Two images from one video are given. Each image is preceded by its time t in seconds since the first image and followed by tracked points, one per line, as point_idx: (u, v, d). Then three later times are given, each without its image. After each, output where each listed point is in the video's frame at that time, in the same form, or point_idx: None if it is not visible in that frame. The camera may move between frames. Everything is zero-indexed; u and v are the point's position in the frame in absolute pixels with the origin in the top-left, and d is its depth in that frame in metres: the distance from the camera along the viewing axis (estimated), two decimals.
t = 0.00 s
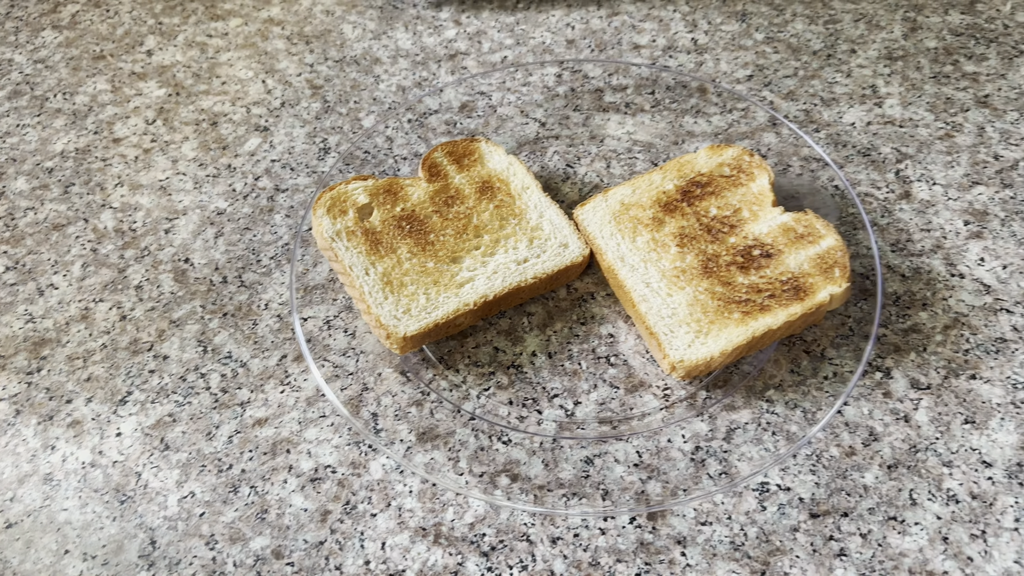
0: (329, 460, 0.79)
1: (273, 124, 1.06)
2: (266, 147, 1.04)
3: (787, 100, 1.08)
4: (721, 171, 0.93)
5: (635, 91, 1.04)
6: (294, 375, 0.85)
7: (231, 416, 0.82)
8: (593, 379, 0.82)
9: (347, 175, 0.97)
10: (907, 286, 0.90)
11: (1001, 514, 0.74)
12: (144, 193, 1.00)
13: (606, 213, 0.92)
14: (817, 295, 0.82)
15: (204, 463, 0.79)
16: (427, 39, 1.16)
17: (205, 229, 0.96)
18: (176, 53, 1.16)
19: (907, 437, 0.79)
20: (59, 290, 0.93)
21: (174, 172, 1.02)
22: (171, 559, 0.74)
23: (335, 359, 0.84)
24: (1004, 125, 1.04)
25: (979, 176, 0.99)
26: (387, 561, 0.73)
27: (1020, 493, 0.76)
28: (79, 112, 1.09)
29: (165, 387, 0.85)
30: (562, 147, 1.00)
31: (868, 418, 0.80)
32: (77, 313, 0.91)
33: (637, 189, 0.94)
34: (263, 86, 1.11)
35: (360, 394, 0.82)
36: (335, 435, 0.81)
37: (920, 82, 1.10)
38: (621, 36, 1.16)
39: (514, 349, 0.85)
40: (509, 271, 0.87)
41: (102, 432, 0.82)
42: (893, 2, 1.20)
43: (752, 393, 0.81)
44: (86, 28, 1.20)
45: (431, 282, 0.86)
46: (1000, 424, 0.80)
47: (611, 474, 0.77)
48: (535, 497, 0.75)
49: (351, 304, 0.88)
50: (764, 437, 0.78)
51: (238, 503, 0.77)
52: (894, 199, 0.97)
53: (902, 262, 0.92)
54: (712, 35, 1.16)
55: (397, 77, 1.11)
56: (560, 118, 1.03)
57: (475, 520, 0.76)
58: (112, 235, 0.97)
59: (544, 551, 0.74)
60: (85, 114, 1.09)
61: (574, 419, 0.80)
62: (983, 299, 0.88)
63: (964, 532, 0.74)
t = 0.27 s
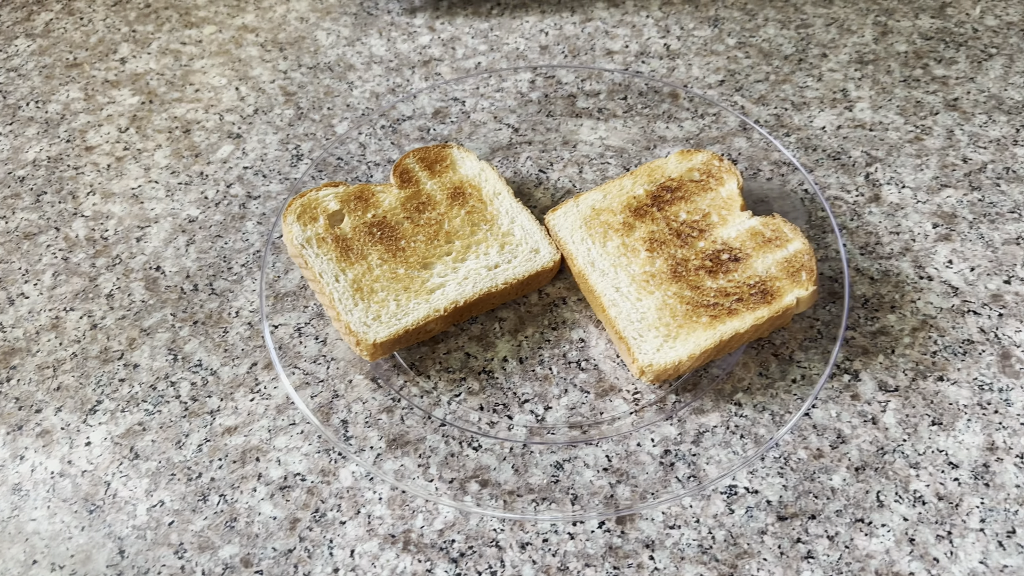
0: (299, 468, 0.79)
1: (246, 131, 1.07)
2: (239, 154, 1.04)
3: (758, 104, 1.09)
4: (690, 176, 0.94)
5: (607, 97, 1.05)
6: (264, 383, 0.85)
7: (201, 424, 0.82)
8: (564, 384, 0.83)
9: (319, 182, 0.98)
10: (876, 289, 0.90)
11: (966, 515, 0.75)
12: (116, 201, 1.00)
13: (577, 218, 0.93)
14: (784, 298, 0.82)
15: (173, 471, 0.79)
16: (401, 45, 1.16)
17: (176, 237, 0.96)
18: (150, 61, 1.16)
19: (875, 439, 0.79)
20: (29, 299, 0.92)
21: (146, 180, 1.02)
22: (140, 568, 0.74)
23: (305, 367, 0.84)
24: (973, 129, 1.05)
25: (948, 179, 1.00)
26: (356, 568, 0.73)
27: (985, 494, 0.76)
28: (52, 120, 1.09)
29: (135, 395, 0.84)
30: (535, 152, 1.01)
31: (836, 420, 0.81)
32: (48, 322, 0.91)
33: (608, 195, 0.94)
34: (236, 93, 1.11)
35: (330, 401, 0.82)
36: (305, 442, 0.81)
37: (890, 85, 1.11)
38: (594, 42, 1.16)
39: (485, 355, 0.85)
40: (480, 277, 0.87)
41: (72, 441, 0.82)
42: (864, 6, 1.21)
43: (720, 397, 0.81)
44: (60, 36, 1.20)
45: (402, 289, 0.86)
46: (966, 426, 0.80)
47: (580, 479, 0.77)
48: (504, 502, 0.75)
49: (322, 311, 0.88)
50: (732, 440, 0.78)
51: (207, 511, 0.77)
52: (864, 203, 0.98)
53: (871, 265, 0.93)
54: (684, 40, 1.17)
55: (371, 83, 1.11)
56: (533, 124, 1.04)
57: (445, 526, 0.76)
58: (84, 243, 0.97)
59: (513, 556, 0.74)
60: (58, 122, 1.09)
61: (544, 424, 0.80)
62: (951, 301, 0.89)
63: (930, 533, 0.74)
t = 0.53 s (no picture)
0: (298, 480, 0.79)
1: (241, 140, 1.06)
2: (234, 163, 1.04)
3: (752, 111, 1.09)
4: (686, 183, 0.94)
5: (602, 105, 1.05)
6: (262, 394, 0.84)
7: (199, 436, 0.82)
8: (563, 393, 0.83)
9: (315, 191, 0.97)
10: (872, 295, 0.91)
11: (965, 520, 0.75)
12: (111, 212, 1.00)
13: (573, 226, 0.93)
14: (781, 305, 0.83)
15: (171, 483, 0.79)
16: (396, 53, 1.16)
17: (172, 248, 0.96)
18: (144, 71, 1.15)
19: (873, 445, 0.80)
20: (25, 310, 0.92)
21: (141, 190, 1.02)
22: None
23: (303, 377, 0.84)
24: (966, 134, 1.06)
25: (942, 185, 1.01)
26: None
27: (983, 500, 0.77)
28: (45, 131, 1.09)
29: (133, 407, 0.84)
30: (531, 160, 1.01)
31: (834, 427, 0.81)
32: (43, 333, 0.90)
33: (604, 203, 0.94)
34: (231, 103, 1.11)
35: (329, 412, 0.81)
36: (303, 453, 0.80)
37: (883, 91, 1.12)
38: (588, 50, 1.17)
39: (483, 364, 0.85)
40: (478, 286, 0.87)
41: (69, 454, 0.81)
42: (856, 12, 1.21)
43: (719, 404, 0.81)
44: (53, 46, 1.19)
45: (400, 298, 0.86)
46: (963, 431, 0.81)
47: (580, 487, 0.77)
48: (505, 512, 0.75)
49: (319, 321, 0.88)
50: (731, 448, 0.78)
51: (206, 524, 0.76)
52: (858, 209, 0.99)
53: (867, 271, 0.93)
54: (678, 47, 1.17)
55: (366, 91, 1.11)
56: (529, 132, 1.04)
57: (446, 536, 0.76)
58: (79, 254, 0.96)
59: (514, 566, 0.74)
60: (51, 132, 1.08)
61: (543, 433, 0.80)
62: (946, 306, 0.90)
63: (930, 539, 0.74)
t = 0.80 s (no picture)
0: (298, 490, 0.78)
1: (237, 146, 1.05)
2: (230, 170, 1.03)
3: (751, 115, 1.09)
4: (687, 188, 0.94)
5: (601, 109, 1.05)
6: (260, 403, 0.83)
7: (196, 447, 0.80)
8: (565, 400, 0.82)
9: (312, 197, 0.96)
10: (874, 299, 0.90)
11: (972, 527, 0.75)
12: (105, 220, 0.99)
13: (574, 231, 0.92)
14: (784, 311, 0.82)
15: (169, 495, 0.77)
16: (392, 58, 1.15)
17: (168, 255, 0.95)
18: (137, 76, 1.14)
19: (879, 451, 0.79)
20: (18, 320, 0.90)
21: (136, 197, 1.00)
22: None
23: (302, 386, 0.83)
24: (966, 137, 1.06)
25: (943, 188, 1.01)
26: None
27: (990, 505, 0.76)
28: (38, 138, 1.07)
29: (129, 418, 0.83)
30: (530, 165, 1.00)
31: (839, 432, 0.81)
32: (38, 343, 0.89)
33: (605, 208, 0.94)
34: (226, 108, 1.10)
35: (329, 421, 0.80)
36: (303, 464, 0.79)
37: (883, 94, 1.11)
38: (586, 54, 1.16)
39: (485, 371, 0.84)
40: (478, 292, 0.86)
41: (65, 466, 0.80)
42: (854, 15, 1.21)
43: (723, 411, 0.81)
44: (45, 52, 1.18)
45: (400, 306, 0.85)
46: (969, 436, 0.80)
47: (584, 496, 0.76)
48: (508, 522, 0.74)
49: (318, 329, 0.87)
50: (736, 455, 0.78)
51: (205, 536, 0.75)
52: (860, 213, 0.98)
53: (869, 275, 0.93)
54: (676, 51, 1.17)
55: (362, 96, 1.10)
56: (527, 137, 1.03)
57: (448, 547, 0.75)
58: (73, 262, 0.95)
59: None
60: (44, 139, 1.07)
61: (546, 441, 0.79)
62: (950, 310, 0.89)
63: (937, 546, 0.74)
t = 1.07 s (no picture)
0: (287, 494, 0.78)
1: (226, 151, 1.06)
2: (218, 175, 1.03)
3: (737, 119, 1.10)
4: (673, 192, 0.95)
5: (588, 113, 1.06)
6: (249, 408, 0.84)
7: (185, 451, 0.81)
8: (552, 403, 0.82)
9: (301, 202, 0.97)
10: (858, 301, 0.91)
11: (954, 525, 0.76)
12: (94, 225, 0.99)
13: (561, 235, 0.93)
14: (769, 313, 0.83)
15: (158, 499, 0.78)
16: (381, 63, 1.16)
17: (156, 260, 0.95)
18: (126, 82, 1.14)
19: (862, 451, 0.80)
20: (7, 326, 0.91)
21: (124, 203, 1.01)
22: None
23: (291, 390, 0.83)
24: (948, 140, 1.07)
25: (926, 191, 1.02)
26: None
27: (972, 504, 0.77)
28: (27, 143, 1.08)
29: (118, 423, 0.83)
30: (518, 169, 1.01)
31: (823, 433, 0.81)
32: (26, 349, 0.89)
33: (591, 211, 0.94)
34: (215, 114, 1.10)
35: (317, 425, 0.81)
36: (292, 467, 0.80)
37: (867, 98, 1.13)
38: (573, 59, 1.17)
39: (473, 374, 0.85)
40: (466, 296, 0.87)
41: (53, 471, 0.80)
42: (839, 20, 1.23)
43: (709, 412, 0.81)
44: (33, 58, 1.18)
45: (388, 310, 0.86)
46: (951, 436, 0.81)
47: (571, 498, 0.76)
48: (495, 524, 0.75)
49: (306, 333, 0.87)
50: (721, 456, 0.78)
51: (194, 540, 0.75)
52: (844, 215, 0.99)
53: (853, 277, 0.94)
54: (662, 56, 1.18)
55: (351, 101, 1.11)
56: (515, 141, 1.04)
57: (436, 549, 0.75)
58: (62, 268, 0.95)
59: None
60: (33, 145, 1.07)
61: (533, 443, 0.80)
62: (932, 311, 0.91)
63: (920, 544, 0.75)
